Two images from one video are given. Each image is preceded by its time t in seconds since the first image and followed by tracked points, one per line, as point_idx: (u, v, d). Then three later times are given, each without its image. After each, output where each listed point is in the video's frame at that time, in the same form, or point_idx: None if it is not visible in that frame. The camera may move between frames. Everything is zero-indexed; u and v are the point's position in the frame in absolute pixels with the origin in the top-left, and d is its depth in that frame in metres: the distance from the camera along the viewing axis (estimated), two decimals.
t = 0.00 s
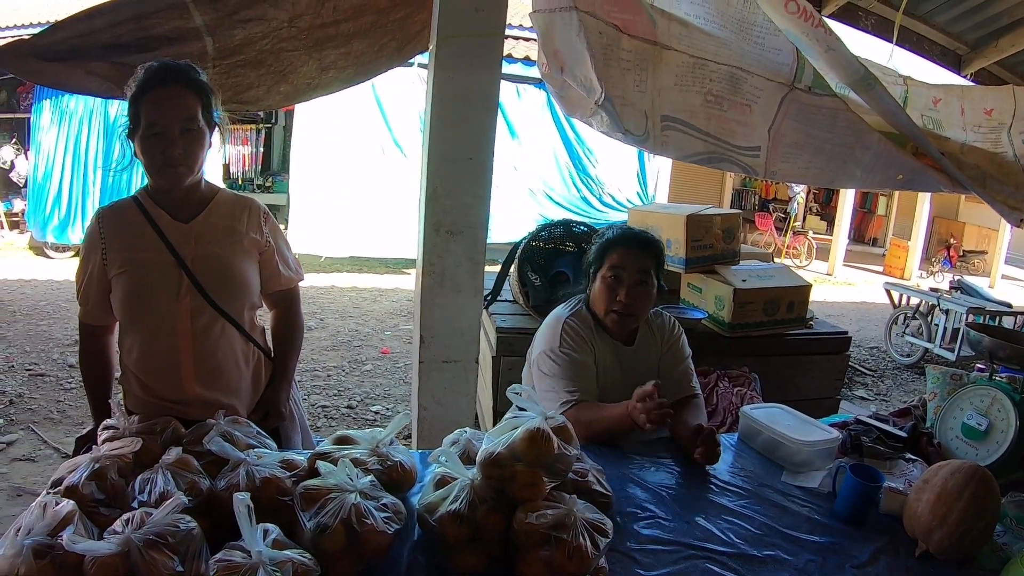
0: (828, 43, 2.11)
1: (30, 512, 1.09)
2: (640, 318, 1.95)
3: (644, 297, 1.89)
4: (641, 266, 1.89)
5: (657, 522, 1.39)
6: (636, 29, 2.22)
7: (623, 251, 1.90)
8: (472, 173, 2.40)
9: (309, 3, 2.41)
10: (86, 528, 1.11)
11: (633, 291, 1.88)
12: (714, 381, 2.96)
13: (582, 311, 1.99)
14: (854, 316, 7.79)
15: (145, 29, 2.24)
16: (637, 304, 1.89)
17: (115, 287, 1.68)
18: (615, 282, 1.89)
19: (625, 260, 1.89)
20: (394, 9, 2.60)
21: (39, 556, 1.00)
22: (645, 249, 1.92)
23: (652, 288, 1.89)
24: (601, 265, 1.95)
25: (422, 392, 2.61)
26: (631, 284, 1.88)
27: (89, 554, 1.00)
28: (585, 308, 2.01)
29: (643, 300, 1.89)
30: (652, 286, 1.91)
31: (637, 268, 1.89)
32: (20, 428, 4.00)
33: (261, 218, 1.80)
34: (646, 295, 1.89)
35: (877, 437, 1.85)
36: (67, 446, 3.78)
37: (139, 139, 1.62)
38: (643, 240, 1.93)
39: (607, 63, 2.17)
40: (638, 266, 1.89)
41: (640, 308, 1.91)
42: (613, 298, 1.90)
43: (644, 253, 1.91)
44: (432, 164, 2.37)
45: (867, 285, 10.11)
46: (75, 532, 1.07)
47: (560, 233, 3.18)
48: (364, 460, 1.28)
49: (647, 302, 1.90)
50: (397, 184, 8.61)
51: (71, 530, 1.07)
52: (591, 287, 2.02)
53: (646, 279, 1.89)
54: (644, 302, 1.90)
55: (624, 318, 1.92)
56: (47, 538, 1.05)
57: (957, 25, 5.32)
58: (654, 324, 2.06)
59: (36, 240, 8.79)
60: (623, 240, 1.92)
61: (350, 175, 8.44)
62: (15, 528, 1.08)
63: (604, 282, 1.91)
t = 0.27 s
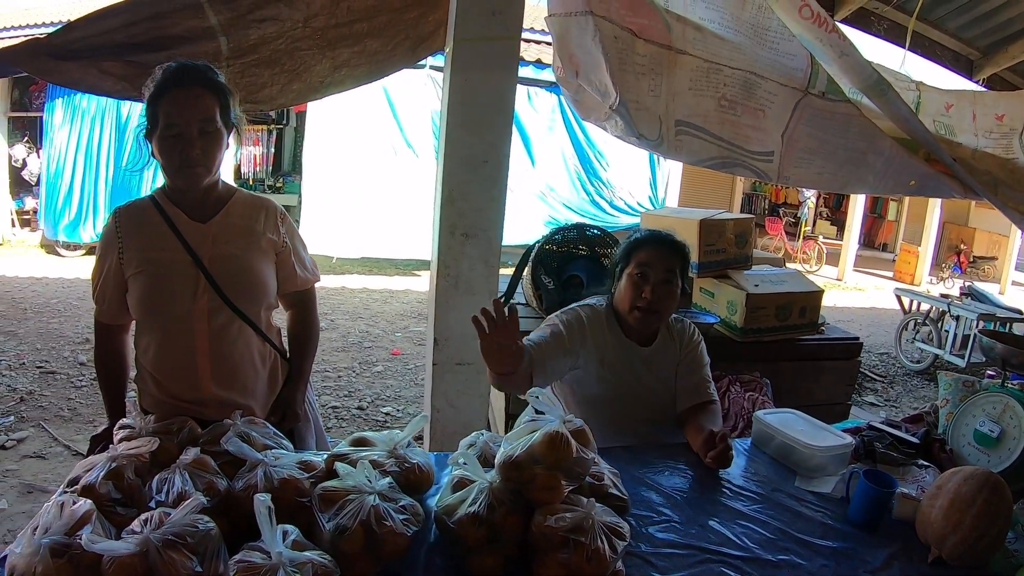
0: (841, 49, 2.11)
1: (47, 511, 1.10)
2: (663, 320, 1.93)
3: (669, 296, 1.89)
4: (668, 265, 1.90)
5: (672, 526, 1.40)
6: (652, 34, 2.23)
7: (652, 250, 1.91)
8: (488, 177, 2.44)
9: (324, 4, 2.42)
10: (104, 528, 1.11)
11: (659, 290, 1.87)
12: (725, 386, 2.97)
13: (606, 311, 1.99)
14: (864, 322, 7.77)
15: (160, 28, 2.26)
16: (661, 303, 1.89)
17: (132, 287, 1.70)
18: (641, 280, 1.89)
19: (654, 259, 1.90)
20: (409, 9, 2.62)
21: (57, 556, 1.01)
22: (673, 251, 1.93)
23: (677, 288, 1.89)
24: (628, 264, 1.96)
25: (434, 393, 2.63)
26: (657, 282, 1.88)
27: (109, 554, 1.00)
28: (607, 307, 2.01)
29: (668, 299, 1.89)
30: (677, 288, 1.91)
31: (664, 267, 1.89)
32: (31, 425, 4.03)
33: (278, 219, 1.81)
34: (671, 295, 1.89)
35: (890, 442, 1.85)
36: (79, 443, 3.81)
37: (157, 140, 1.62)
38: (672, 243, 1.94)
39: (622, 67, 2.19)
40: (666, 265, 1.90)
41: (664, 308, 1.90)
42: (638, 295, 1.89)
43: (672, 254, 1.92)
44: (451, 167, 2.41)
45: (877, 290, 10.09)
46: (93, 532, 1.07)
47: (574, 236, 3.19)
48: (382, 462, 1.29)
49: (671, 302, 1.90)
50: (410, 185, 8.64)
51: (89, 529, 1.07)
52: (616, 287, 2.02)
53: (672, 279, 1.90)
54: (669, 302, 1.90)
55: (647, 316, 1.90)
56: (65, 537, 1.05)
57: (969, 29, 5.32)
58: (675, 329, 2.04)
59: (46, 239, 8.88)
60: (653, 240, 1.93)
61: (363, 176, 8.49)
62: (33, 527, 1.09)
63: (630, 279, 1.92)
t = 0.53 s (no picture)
0: (854, 53, 2.11)
1: (62, 510, 1.10)
2: (677, 317, 1.94)
3: (682, 293, 1.90)
4: (683, 261, 1.92)
5: (685, 530, 1.40)
6: (666, 37, 2.24)
7: (666, 247, 1.94)
8: (502, 179, 2.45)
9: (338, 8, 2.44)
10: (119, 527, 1.12)
11: (672, 284, 1.89)
12: (738, 391, 2.96)
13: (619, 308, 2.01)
14: (875, 327, 7.73)
15: (174, 31, 2.28)
16: (675, 299, 1.90)
17: (147, 288, 1.71)
18: (655, 275, 1.92)
19: (668, 255, 1.92)
20: (426, 14, 2.59)
21: (72, 554, 1.01)
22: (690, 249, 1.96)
23: (690, 286, 1.91)
24: (642, 262, 1.98)
25: (446, 396, 2.64)
26: (671, 276, 1.90)
27: (124, 554, 1.01)
28: (620, 304, 2.03)
29: (681, 295, 1.91)
30: (691, 286, 1.93)
31: (678, 263, 1.91)
32: (43, 423, 4.07)
33: (293, 221, 1.83)
34: (684, 292, 1.91)
35: (903, 448, 1.85)
36: (91, 442, 3.83)
37: (173, 142, 1.63)
38: (688, 242, 1.97)
39: (637, 71, 2.21)
40: (681, 261, 1.92)
41: (677, 304, 1.91)
42: (652, 289, 1.91)
43: (689, 252, 1.95)
44: (465, 170, 2.43)
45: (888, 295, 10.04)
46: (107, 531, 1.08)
47: (587, 240, 3.20)
48: (396, 464, 1.30)
49: (684, 300, 1.92)
50: (423, 187, 8.65)
51: (103, 528, 1.08)
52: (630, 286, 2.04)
53: (686, 276, 1.91)
54: (682, 299, 1.91)
55: (660, 312, 1.91)
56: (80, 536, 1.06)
57: (982, 34, 5.31)
58: (687, 332, 2.05)
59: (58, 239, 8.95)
60: (668, 239, 1.96)
61: (375, 176, 8.50)
62: (49, 525, 1.10)
63: (645, 274, 1.94)
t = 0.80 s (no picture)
0: (862, 57, 2.17)
1: (68, 510, 1.11)
2: (682, 318, 1.94)
3: (687, 295, 1.90)
4: (688, 264, 1.91)
5: (690, 535, 1.40)
6: (673, 41, 2.23)
7: (671, 249, 1.93)
8: (509, 182, 2.46)
9: (347, 13, 2.46)
10: (125, 527, 1.13)
11: (678, 285, 1.89)
12: (744, 396, 2.94)
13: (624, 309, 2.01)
14: (883, 331, 7.70)
15: (182, 34, 2.30)
16: (680, 301, 1.90)
17: (155, 289, 1.72)
18: (661, 276, 1.91)
19: (673, 256, 1.92)
20: (437, 20, 2.61)
21: (78, 554, 1.02)
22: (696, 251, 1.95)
23: (695, 288, 1.91)
24: (647, 264, 1.98)
25: (452, 399, 2.64)
26: (677, 277, 1.90)
27: (130, 554, 1.01)
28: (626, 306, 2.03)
29: (686, 297, 1.90)
30: (696, 287, 1.92)
31: (684, 265, 1.91)
32: (50, 423, 4.09)
33: (301, 223, 1.83)
34: (689, 294, 1.91)
35: (908, 454, 1.84)
36: (99, 442, 3.85)
37: (181, 144, 1.64)
38: (692, 245, 1.97)
39: (644, 75, 2.19)
40: (686, 262, 1.91)
41: (683, 306, 1.91)
42: (657, 291, 1.91)
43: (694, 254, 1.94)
44: (472, 173, 2.43)
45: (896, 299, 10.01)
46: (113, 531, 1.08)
47: (593, 243, 3.19)
48: (402, 467, 1.31)
49: (689, 302, 1.91)
50: (431, 189, 8.65)
51: (110, 528, 1.08)
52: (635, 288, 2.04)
53: (691, 278, 1.91)
54: (688, 300, 1.91)
55: (665, 314, 1.91)
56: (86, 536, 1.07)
57: (991, 37, 5.30)
58: (692, 335, 2.05)
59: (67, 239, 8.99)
60: (673, 241, 1.96)
61: (382, 176, 8.51)
62: (56, 524, 1.11)
63: (650, 276, 1.93)
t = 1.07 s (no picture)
0: (862, 59, 2.16)
1: (68, 510, 1.11)
2: (683, 322, 1.94)
3: (689, 296, 1.90)
4: (688, 266, 1.93)
5: (689, 538, 1.40)
6: (673, 44, 2.23)
7: (671, 252, 1.94)
8: (510, 185, 2.46)
9: (349, 14, 2.45)
10: (124, 527, 1.13)
11: (680, 288, 1.89)
12: (745, 399, 2.94)
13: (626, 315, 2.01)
14: (884, 335, 7.69)
15: (184, 35, 2.29)
16: (682, 302, 1.89)
17: (156, 290, 1.72)
18: (662, 280, 1.92)
19: (674, 259, 1.93)
20: (438, 20, 2.61)
21: (77, 554, 1.02)
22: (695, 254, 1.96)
23: (697, 290, 1.91)
24: (648, 268, 1.99)
25: (452, 401, 2.64)
26: (678, 280, 1.90)
27: (128, 554, 1.01)
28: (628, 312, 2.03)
29: (689, 299, 1.90)
30: (698, 290, 1.93)
31: (685, 267, 1.92)
32: (51, 423, 4.10)
33: (301, 225, 1.84)
34: (691, 296, 1.91)
35: (909, 458, 1.84)
36: (99, 442, 3.85)
37: (182, 146, 1.64)
38: (691, 247, 1.98)
39: (644, 78, 2.19)
40: (686, 265, 1.92)
41: (686, 308, 1.90)
42: (660, 295, 1.91)
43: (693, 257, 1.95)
44: (473, 175, 2.44)
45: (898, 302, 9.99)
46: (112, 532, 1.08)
47: (595, 245, 3.18)
48: (400, 469, 1.30)
49: (691, 304, 1.91)
50: (433, 189, 8.67)
51: (108, 529, 1.08)
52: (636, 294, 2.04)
53: (692, 281, 1.92)
54: (690, 303, 1.91)
55: (669, 316, 1.90)
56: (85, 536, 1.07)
57: (993, 40, 5.30)
58: (693, 340, 2.05)
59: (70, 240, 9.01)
60: (673, 244, 1.97)
61: (385, 178, 8.53)
62: (54, 524, 1.11)
63: (651, 279, 1.93)
